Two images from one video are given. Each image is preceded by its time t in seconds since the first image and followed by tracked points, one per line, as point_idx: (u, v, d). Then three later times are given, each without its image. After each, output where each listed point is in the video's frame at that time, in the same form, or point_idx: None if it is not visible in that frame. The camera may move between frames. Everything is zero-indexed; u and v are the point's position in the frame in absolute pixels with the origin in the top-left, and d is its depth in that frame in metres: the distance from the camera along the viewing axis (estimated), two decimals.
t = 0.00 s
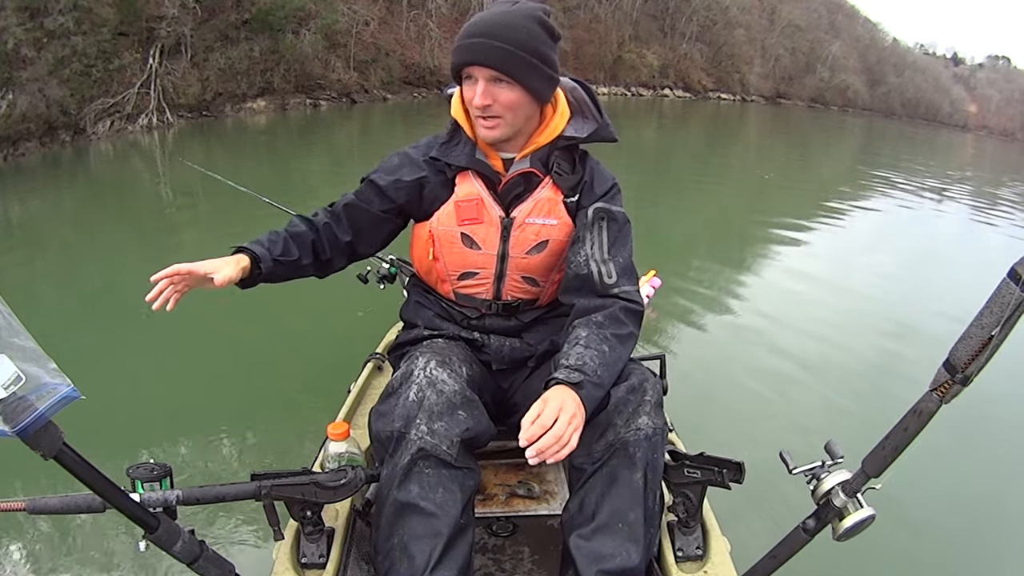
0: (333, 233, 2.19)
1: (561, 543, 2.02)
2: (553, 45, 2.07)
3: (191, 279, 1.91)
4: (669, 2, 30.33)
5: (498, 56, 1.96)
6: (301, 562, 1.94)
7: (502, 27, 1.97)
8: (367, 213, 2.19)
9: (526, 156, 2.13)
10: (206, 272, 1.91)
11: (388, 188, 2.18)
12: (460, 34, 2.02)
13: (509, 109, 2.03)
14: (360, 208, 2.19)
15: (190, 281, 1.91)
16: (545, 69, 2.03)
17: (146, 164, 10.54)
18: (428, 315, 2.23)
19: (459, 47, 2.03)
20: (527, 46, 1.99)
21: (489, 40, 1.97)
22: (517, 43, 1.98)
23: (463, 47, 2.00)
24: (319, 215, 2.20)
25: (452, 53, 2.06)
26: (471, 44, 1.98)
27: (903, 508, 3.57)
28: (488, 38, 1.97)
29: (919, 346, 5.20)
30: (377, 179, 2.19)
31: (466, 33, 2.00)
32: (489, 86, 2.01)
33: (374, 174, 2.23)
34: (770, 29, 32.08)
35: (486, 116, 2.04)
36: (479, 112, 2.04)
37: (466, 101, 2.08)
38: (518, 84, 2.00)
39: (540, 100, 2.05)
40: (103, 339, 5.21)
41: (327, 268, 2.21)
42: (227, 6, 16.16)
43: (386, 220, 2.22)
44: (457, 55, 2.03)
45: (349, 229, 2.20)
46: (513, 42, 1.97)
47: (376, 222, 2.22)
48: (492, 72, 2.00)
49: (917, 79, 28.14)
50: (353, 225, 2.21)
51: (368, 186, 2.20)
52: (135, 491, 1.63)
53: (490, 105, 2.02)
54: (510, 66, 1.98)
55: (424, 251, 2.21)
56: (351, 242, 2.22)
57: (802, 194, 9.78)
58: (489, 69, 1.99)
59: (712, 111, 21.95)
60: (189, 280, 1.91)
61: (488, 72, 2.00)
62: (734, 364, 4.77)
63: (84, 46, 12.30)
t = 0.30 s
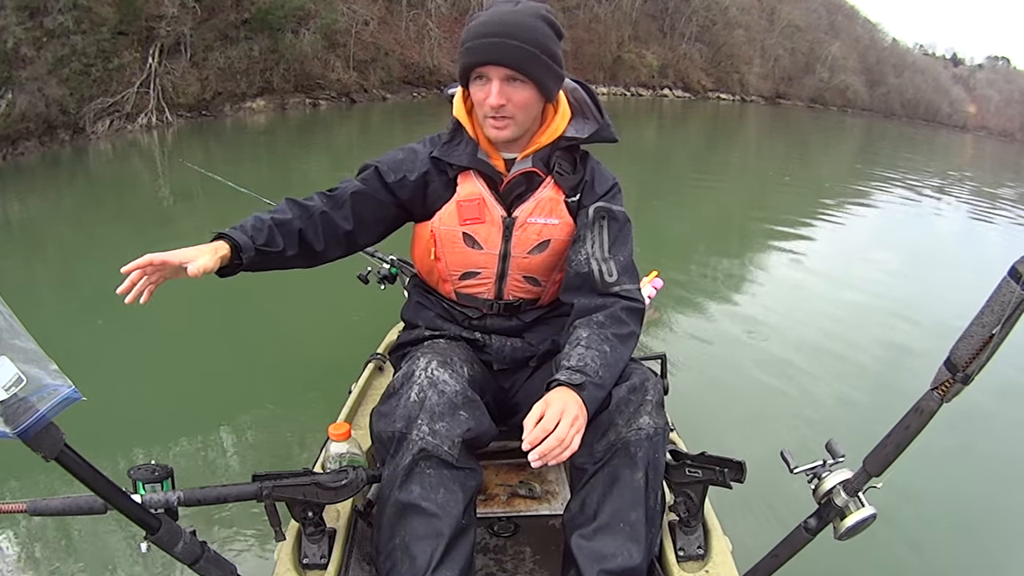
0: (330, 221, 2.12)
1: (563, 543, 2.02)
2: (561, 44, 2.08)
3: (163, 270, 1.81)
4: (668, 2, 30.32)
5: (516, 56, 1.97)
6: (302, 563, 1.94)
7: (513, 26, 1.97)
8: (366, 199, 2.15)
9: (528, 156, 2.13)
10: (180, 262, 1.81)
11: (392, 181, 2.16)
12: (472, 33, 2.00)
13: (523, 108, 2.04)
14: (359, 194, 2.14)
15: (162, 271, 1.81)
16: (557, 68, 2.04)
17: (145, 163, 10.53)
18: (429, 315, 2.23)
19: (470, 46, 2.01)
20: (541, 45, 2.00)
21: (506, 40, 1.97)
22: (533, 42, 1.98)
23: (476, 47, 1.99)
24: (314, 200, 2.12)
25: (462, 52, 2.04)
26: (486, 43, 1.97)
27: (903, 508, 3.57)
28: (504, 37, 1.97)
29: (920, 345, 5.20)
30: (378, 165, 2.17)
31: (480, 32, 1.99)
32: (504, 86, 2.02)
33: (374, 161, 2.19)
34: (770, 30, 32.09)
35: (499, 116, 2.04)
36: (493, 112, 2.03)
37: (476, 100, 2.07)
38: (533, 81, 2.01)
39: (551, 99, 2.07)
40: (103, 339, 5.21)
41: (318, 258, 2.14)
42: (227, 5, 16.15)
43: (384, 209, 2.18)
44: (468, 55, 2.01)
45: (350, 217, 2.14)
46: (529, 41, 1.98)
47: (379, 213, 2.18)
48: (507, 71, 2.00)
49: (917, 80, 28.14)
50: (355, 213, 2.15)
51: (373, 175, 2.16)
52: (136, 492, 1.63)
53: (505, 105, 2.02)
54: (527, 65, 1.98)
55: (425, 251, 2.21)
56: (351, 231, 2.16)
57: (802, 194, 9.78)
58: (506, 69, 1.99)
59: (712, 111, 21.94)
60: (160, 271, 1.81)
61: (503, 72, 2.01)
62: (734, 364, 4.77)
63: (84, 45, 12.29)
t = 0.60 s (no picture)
0: (334, 225, 2.12)
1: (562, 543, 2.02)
2: (559, 42, 2.10)
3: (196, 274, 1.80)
4: (668, 2, 30.32)
5: (524, 55, 1.97)
6: (301, 562, 1.94)
7: (517, 26, 1.97)
8: (368, 203, 2.15)
9: (526, 156, 2.13)
10: (213, 264, 1.81)
11: (392, 184, 2.16)
12: (476, 34, 1.99)
13: (529, 108, 2.05)
14: (360, 198, 2.14)
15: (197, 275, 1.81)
16: (559, 66, 2.05)
17: (145, 163, 10.54)
18: (428, 315, 2.23)
19: (474, 48, 2.00)
20: (546, 44, 2.01)
21: (512, 39, 1.96)
22: (539, 40, 1.99)
23: (483, 47, 1.98)
24: (316, 205, 2.11)
25: (465, 54, 2.02)
26: (493, 44, 1.96)
27: (902, 508, 3.57)
28: (511, 37, 1.96)
29: (921, 346, 5.17)
30: (376, 168, 2.17)
31: (485, 33, 1.98)
32: (511, 86, 2.01)
33: (371, 164, 2.20)
34: (770, 30, 32.08)
35: (507, 117, 2.04)
36: (501, 112, 2.03)
37: (480, 101, 2.06)
38: (541, 81, 2.02)
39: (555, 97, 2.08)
40: (102, 339, 5.20)
41: (324, 263, 2.13)
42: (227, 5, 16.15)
43: (384, 211, 2.18)
44: (473, 57, 2.00)
45: (353, 222, 2.14)
46: (534, 40, 1.98)
47: (381, 216, 2.18)
48: (516, 71, 2.00)
49: (916, 80, 28.12)
50: (357, 217, 2.15)
51: (374, 179, 2.17)
52: (135, 491, 1.62)
53: (512, 106, 2.02)
54: (535, 65, 1.99)
55: (424, 253, 2.22)
56: (354, 236, 2.16)
57: (801, 194, 9.77)
58: (514, 68, 1.99)
59: (712, 111, 21.94)
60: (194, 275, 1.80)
61: (510, 72, 2.00)
62: (733, 363, 4.76)
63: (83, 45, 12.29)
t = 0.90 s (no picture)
0: (331, 227, 2.13)
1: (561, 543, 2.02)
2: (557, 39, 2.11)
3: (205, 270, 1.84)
4: (668, 3, 30.32)
5: (531, 53, 1.98)
6: (301, 562, 1.94)
7: (519, 24, 1.98)
8: (365, 205, 2.16)
9: (526, 156, 2.13)
10: (220, 257, 1.86)
11: (390, 185, 2.16)
12: (480, 35, 1.98)
13: (536, 105, 2.06)
14: (357, 200, 2.15)
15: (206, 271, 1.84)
16: (561, 63, 2.07)
17: (145, 164, 10.54)
18: (428, 315, 2.23)
19: (480, 50, 1.98)
20: (548, 41, 2.03)
21: (518, 38, 1.97)
22: (542, 38, 2.00)
23: (489, 48, 1.97)
24: (315, 208, 2.13)
25: (468, 57, 2.00)
26: (501, 44, 1.96)
27: (902, 507, 3.57)
28: (516, 36, 1.97)
29: (922, 346, 5.16)
30: (373, 170, 2.18)
31: (490, 34, 1.97)
32: (519, 84, 2.02)
33: (369, 167, 2.20)
34: (769, 30, 32.08)
35: (516, 115, 2.04)
36: (510, 112, 2.03)
37: (485, 103, 2.05)
38: (547, 77, 2.04)
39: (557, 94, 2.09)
40: (102, 340, 5.20)
41: (323, 266, 2.15)
42: (226, 6, 16.15)
43: (383, 213, 2.18)
44: (479, 58, 1.98)
45: (350, 224, 2.16)
46: (538, 38, 1.99)
47: (379, 218, 2.19)
48: (524, 69, 2.01)
49: (916, 79, 28.10)
50: (354, 219, 2.16)
51: (371, 181, 2.17)
52: (134, 490, 1.62)
53: (522, 104, 2.03)
54: (541, 62, 2.00)
55: (424, 253, 2.22)
56: (352, 238, 2.17)
57: (801, 194, 9.78)
58: (522, 66, 2.00)
59: (712, 111, 21.95)
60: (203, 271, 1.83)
61: (518, 71, 2.01)
62: (733, 363, 4.76)
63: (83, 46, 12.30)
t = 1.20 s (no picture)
0: (350, 241, 2.13)
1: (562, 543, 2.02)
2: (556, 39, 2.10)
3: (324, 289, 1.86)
4: (667, 3, 30.30)
5: (529, 54, 1.98)
6: (302, 563, 1.94)
7: (517, 24, 1.97)
8: (374, 215, 2.16)
9: (527, 157, 2.13)
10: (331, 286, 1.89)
11: (393, 191, 2.16)
12: (477, 38, 1.98)
13: (536, 106, 2.06)
14: (367, 209, 2.15)
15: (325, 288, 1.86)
16: (560, 63, 2.07)
17: (145, 164, 10.54)
18: (429, 315, 2.23)
19: (477, 53, 1.99)
20: (546, 42, 2.02)
21: (515, 39, 1.97)
22: (539, 38, 2.00)
23: (487, 50, 1.97)
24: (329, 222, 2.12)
25: (467, 59, 2.01)
26: (498, 45, 1.96)
27: (903, 506, 3.57)
28: (513, 38, 1.97)
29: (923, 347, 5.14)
30: (377, 179, 2.17)
31: (487, 36, 1.97)
32: (518, 86, 2.02)
33: (371, 174, 2.20)
34: (769, 29, 32.07)
35: (515, 117, 2.04)
36: (509, 113, 2.03)
37: (485, 105, 2.05)
38: (546, 78, 2.03)
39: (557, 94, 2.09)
40: (102, 340, 5.20)
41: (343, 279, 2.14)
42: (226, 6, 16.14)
43: (390, 220, 2.19)
44: (477, 60, 1.99)
45: (364, 235, 2.16)
46: (535, 38, 1.99)
47: (387, 226, 2.20)
48: (522, 70, 2.01)
49: (916, 79, 28.09)
50: (366, 230, 2.16)
51: (376, 190, 2.17)
52: (135, 491, 1.62)
53: (521, 106, 2.03)
54: (540, 63, 2.00)
55: (425, 254, 2.21)
56: (367, 247, 2.18)
57: (801, 194, 9.78)
58: (520, 68, 2.00)
59: (711, 111, 21.95)
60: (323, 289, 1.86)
61: (516, 72, 2.01)
62: (734, 363, 4.75)
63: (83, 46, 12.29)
